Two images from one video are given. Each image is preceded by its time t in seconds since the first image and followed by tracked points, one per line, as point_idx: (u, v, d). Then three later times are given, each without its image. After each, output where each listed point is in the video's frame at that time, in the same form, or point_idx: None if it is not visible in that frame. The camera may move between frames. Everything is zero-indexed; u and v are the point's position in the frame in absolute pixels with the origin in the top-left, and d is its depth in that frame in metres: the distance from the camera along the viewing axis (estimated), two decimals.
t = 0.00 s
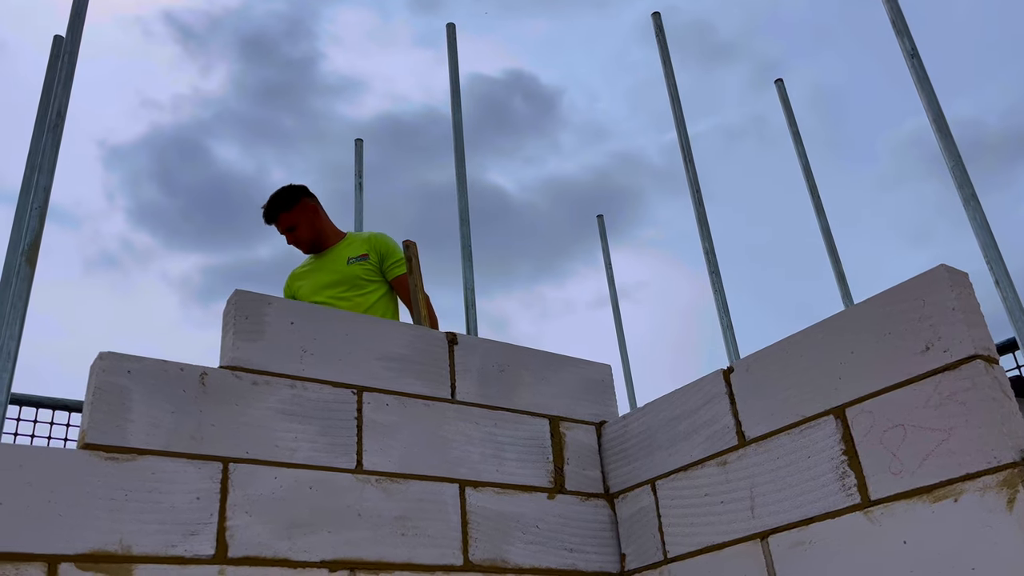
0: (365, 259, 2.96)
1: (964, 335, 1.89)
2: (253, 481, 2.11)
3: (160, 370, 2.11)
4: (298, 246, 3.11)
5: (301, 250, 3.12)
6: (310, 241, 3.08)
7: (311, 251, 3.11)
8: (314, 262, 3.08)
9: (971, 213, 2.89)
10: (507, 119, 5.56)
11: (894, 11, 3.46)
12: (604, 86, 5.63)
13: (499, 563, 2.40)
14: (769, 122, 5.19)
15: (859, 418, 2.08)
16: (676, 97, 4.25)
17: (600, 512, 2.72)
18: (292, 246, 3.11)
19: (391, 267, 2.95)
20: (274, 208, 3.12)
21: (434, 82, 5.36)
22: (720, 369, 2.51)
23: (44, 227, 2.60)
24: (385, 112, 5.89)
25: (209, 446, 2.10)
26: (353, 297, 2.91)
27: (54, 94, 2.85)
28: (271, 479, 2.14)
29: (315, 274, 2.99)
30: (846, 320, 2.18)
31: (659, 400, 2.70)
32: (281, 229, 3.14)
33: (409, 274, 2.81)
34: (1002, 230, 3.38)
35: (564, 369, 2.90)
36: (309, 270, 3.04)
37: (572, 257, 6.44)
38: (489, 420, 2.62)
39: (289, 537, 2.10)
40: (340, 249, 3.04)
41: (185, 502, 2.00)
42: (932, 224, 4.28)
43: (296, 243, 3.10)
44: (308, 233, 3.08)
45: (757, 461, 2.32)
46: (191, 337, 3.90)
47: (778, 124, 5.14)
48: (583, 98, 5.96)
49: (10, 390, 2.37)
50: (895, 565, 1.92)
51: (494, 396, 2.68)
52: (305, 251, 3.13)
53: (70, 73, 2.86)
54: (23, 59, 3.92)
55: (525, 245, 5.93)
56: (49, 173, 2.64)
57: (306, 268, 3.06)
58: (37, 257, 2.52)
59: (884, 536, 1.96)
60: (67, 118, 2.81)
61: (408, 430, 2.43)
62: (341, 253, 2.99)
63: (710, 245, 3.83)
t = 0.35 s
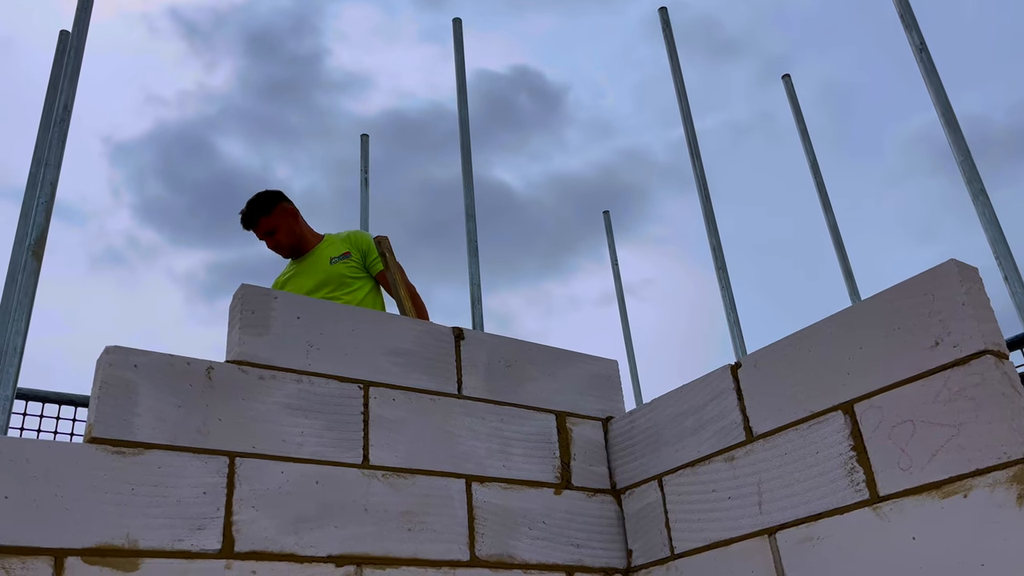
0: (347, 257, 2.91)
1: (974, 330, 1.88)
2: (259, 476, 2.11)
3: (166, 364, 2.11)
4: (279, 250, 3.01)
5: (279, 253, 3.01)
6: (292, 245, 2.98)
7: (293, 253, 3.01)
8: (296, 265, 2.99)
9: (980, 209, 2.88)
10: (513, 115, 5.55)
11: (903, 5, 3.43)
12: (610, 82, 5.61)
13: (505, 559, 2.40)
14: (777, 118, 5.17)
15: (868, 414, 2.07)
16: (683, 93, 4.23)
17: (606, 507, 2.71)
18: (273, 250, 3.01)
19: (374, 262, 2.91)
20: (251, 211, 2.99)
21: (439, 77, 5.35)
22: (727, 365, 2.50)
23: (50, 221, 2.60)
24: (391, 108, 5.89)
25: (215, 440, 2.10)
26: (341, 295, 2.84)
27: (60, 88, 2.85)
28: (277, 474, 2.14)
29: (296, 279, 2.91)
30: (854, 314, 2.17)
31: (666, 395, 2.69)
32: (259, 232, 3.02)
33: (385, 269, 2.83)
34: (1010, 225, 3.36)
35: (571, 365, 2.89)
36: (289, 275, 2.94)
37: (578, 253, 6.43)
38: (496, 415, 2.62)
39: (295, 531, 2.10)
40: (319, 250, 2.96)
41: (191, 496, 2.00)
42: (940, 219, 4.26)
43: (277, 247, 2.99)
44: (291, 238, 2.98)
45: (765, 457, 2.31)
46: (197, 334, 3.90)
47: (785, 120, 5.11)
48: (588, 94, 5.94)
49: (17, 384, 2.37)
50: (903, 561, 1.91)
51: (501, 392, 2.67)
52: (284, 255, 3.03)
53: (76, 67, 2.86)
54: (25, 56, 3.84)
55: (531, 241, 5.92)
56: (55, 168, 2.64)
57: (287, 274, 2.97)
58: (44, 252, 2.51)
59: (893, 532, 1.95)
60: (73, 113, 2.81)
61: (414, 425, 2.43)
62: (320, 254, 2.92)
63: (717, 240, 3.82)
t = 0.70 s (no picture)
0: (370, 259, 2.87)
1: (975, 330, 1.88)
2: (260, 475, 2.11)
3: (167, 363, 2.12)
4: (318, 225, 2.86)
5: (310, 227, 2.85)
6: (334, 228, 2.88)
7: (327, 233, 2.89)
8: (320, 249, 2.88)
9: (982, 209, 2.88)
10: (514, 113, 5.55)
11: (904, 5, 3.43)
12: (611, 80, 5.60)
13: (506, 558, 2.40)
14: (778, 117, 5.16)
15: (869, 414, 2.07)
16: (685, 92, 4.23)
17: (607, 506, 2.71)
18: (314, 223, 2.84)
19: (393, 272, 2.88)
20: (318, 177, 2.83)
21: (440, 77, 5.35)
22: (728, 364, 2.49)
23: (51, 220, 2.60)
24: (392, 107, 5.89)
25: (217, 439, 2.10)
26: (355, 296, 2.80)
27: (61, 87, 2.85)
28: (278, 473, 2.14)
29: (315, 264, 2.84)
30: (855, 314, 2.16)
31: (667, 395, 2.69)
32: (307, 200, 2.83)
33: (400, 285, 2.84)
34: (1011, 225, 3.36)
35: (571, 364, 2.89)
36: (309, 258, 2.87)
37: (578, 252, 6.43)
38: (496, 414, 2.62)
39: (296, 530, 2.10)
40: (347, 242, 2.90)
41: (192, 495, 2.00)
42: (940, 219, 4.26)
43: (323, 221, 2.84)
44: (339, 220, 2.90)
45: (766, 456, 2.31)
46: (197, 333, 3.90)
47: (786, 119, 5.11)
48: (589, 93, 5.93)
49: (18, 383, 2.37)
50: (904, 561, 1.91)
51: (501, 391, 2.67)
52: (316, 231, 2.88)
53: (77, 66, 2.85)
54: (24, 55, 3.84)
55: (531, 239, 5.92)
56: (56, 167, 2.64)
57: (304, 253, 2.89)
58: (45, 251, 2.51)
59: (893, 532, 1.95)
60: (74, 111, 2.81)
61: (414, 424, 2.43)
62: (346, 247, 2.86)
63: (718, 240, 3.81)
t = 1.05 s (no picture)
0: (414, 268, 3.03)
1: (974, 328, 1.88)
2: (262, 473, 2.11)
3: (168, 362, 2.12)
4: (384, 213, 2.92)
5: (377, 211, 2.91)
6: (393, 222, 2.97)
7: (384, 223, 2.96)
8: (376, 234, 2.93)
9: (981, 207, 2.89)
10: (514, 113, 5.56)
11: (904, 4, 3.43)
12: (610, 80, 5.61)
13: (506, 556, 2.41)
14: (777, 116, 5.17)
15: (868, 412, 2.07)
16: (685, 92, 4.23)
17: (607, 505, 2.71)
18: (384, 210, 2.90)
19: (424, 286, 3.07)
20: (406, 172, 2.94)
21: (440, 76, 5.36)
22: (728, 363, 2.50)
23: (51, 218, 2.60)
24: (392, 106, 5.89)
25: (218, 437, 2.10)
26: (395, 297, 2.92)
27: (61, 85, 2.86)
28: (279, 472, 2.15)
29: (373, 250, 2.88)
30: (855, 312, 2.17)
31: (667, 393, 2.70)
32: (387, 185, 2.90)
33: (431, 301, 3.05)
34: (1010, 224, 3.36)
35: (572, 363, 2.89)
36: (369, 240, 2.89)
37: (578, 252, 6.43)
38: (497, 413, 2.62)
39: (297, 528, 2.11)
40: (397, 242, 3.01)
41: (194, 493, 2.01)
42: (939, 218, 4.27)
43: (391, 212, 2.92)
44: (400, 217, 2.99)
45: (765, 454, 2.31)
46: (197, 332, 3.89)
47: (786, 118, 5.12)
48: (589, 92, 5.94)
49: (19, 382, 2.37)
50: (904, 558, 1.91)
51: (502, 390, 2.67)
52: (377, 217, 2.93)
53: (77, 65, 2.85)
54: (22, 54, 3.83)
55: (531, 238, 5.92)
56: (57, 165, 2.64)
57: (362, 231, 2.89)
58: (45, 249, 2.51)
59: (894, 530, 1.95)
60: (74, 110, 2.81)
61: (415, 423, 2.43)
62: (401, 247, 2.98)
63: (718, 239, 3.81)
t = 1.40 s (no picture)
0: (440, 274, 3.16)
1: (974, 324, 1.88)
2: (260, 471, 2.11)
3: (166, 359, 2.11)
4: (431, 214, 2.99)
5: (423, 212, 2.99)
6: (435, 222, 3.05)
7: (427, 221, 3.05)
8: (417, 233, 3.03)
9: (981, 204, 2.88)
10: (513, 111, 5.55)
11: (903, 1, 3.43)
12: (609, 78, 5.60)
13: (506, 554, 2.40)
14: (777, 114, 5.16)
15: (869, 408, 2.07)
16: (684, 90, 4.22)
17: (606, 503, 2.71)
18: (431, 213, 2.97)
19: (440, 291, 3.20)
20: (458, 179, 2.95)
21: (438, 74, 5.35)
22: (729, 360, 2.49)
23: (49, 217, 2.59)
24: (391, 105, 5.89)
25: (216, 436, 2.09)
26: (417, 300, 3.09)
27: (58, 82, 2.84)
28: (278, 469, 2.14)
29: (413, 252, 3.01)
30: (855, 308, 2.16)
31: (667, 391, 2.69)
32: (437, 190, 2.94)
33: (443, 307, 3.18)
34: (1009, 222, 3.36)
35: (571, 360, 2.89)
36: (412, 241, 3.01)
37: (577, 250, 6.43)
38: (496, 411, 2.61)
39: (296, 526, 2.10)
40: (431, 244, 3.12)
41: (192, 492, 2.00)
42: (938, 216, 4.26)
43: (438, 216, 3.00)
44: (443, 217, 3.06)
45: (765, 452, 2.31)
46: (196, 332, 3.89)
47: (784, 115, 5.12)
48: (588, 90, 5.93)
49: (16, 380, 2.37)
50: (905, 555, 1.91)
51: (501, 387, 2.67)
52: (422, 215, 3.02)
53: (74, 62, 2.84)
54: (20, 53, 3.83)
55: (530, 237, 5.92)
56: (54, 163, 2.63)
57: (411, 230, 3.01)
58: (43, 247, 2.51)
59: (895, 527, 1.94)
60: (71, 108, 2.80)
61: (414, 421, 2.43)
62: (435, 253, 3.10)
63: (717, 237, 3.81)
